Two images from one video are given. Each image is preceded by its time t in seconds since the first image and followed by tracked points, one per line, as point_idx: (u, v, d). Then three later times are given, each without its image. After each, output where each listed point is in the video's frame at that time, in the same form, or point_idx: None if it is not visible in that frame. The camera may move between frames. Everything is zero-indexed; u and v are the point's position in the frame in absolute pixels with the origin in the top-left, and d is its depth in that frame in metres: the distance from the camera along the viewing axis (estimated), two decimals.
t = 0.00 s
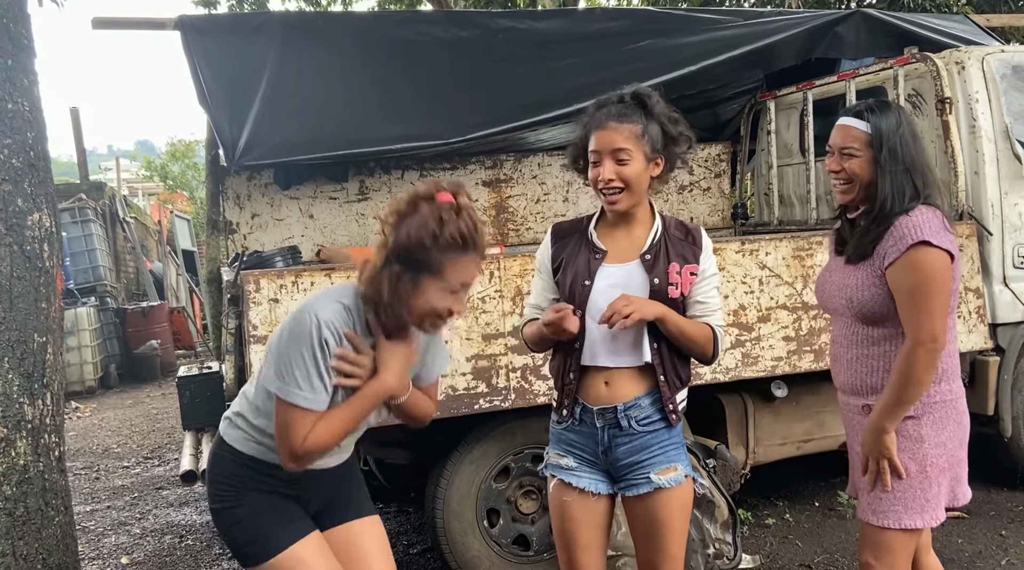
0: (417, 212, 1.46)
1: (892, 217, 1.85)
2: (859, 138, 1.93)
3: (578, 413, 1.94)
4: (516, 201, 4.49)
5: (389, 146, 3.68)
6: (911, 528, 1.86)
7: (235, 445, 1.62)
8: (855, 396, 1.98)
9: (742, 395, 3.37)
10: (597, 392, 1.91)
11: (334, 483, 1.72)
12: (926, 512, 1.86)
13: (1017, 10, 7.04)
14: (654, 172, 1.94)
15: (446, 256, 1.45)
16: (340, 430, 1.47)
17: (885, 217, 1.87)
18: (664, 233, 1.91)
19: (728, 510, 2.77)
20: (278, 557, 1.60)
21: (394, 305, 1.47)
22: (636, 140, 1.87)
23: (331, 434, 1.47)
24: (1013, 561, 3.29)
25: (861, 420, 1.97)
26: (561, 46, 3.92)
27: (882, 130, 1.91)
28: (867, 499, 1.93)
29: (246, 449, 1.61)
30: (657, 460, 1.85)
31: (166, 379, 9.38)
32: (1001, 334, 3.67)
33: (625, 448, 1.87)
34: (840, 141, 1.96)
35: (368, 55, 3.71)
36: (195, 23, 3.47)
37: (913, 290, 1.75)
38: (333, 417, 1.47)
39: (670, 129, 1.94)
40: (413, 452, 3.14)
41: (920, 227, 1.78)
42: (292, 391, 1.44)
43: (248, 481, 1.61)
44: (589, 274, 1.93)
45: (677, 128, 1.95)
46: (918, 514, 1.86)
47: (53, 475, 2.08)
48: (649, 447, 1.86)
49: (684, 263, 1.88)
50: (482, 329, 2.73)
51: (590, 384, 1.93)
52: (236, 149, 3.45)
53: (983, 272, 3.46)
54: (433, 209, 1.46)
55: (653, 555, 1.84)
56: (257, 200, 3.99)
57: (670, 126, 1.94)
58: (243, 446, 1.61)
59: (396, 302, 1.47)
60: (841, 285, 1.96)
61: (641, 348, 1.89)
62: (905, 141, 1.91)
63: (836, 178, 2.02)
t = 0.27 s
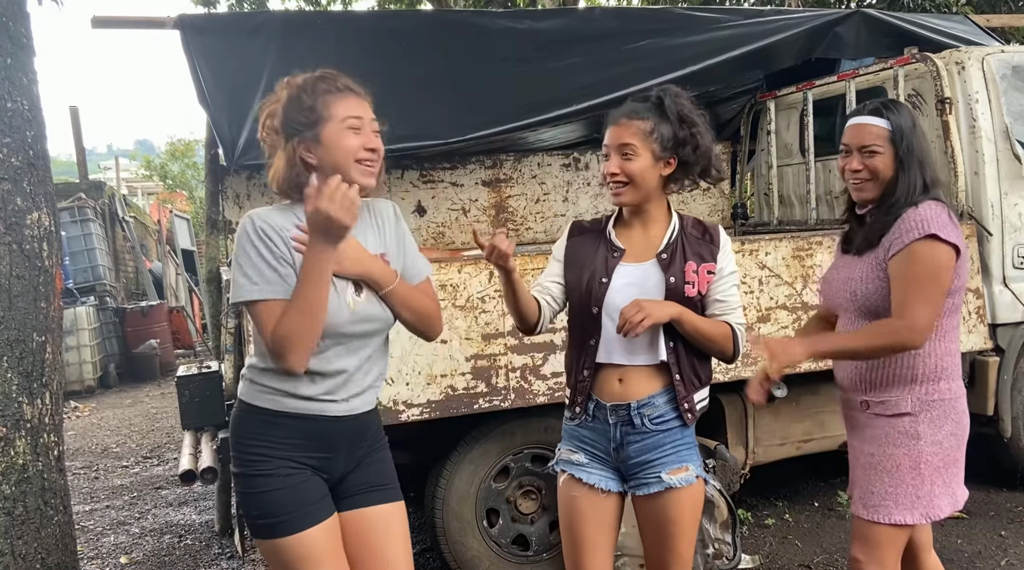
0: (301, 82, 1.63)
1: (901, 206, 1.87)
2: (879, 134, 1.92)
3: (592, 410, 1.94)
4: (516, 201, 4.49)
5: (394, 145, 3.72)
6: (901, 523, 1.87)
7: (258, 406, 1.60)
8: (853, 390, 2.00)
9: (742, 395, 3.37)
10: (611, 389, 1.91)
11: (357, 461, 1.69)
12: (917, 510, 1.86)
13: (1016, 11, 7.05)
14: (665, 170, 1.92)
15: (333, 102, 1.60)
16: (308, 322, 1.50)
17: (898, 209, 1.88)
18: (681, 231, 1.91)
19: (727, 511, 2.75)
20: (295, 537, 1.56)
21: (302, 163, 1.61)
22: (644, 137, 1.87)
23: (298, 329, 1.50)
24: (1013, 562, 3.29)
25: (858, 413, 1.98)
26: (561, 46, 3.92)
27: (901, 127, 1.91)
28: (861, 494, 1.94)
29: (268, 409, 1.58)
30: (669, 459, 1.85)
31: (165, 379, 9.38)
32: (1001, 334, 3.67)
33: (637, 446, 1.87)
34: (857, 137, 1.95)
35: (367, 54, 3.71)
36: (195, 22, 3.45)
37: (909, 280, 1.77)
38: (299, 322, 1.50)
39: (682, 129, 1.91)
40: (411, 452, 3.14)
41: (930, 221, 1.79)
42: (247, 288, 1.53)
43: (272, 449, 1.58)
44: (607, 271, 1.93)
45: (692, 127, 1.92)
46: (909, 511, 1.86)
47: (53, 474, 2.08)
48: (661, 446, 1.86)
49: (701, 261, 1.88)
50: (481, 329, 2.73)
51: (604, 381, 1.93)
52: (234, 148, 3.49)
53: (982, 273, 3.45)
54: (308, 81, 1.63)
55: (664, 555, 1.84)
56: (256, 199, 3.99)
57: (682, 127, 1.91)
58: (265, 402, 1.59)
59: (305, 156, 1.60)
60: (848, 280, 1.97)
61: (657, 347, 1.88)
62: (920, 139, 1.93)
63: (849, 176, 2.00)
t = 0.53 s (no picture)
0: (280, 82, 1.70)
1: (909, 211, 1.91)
2: (889, 133, 1.93)
3: (597, 407, 1.94)
4: (515, 201, 4.49)
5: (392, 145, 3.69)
6: (896, 529, 1.91)
7: (272, 399, 1.62)
8: (845, 395, 2.03)
9: (741, 395, 3.37)
10: (616, 387, 1.92)
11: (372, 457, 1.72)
12: (911, 515, 1.91)
13: (1016, 11, 7.05)
14: (671, 167, 1.91)
15: (317, 101, 1.68)
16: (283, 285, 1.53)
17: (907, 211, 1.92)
18: (689, 231, 1.90)
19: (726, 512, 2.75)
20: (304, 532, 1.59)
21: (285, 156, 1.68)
22: (653, 133, 1.87)
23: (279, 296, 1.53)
24: (1012, 562, 3.29)
25: (849, 419, 2.02)
26: (561, 46, 3.91)
27: (908, 125, 1.94)
28: (855, 498, 1.98)
29: (283, 400, 1.61)
30: (672, 459, 1.85)
31: (164, 378, 9.37)
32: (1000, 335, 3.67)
33: (641, 444, 1.87)
34: (868, 137, 1.95)
35: (367, 54, 3.70)
36: (195, 21, 3.44)
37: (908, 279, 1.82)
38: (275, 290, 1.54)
39: (691, 128, 1.90)
40: (410, 452, 3.13)
41: (931, 224, 1.85)
42: (237, 279, 1.60)
43: (289, 443, 1.60)
44: (613, 270, 1.93)
45: (704, 127, 1.91)
46: (903, 516, 1.91)
47: (51, 474, 2.07)
48: (665, 445, 1.86)
49: (707, 262, 1.88)
50: (480, 329, 2.73)
51: (609, 378, 1.93)
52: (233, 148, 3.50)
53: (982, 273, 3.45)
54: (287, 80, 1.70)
55: (666, 554, 1.84)
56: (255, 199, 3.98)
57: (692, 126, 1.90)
58: (281, 394, 1.62)
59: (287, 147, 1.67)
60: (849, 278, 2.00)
61: (660, 347, 1.88)
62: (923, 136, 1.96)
63: (858, 176, 2.00)
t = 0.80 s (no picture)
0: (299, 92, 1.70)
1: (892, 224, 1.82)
2: (878, 139, 1.86)
3: (596, 408, 1.95)
4: (515, 201, 4.49)
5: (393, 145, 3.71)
6: (865, 540, 1.84)
7: (295, 400, 1.64)
8: (816, 405, 1.96)
9: (740, 396, 3.37)
10: (614, 388, 1.92)
11: (388, 450, 1.77)
12: (880, 525, 1.83)
13: (1015, 11, 7.06)
14: (672, 168, 1.90)
15: (338, 112, 1.69)
16: (322, 293, 1.56)
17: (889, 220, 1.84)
18: (690, 232, 1.90)
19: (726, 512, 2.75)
20: (334, 528, 1.61)
21: (303, 164, 1.68)
22: (655, 133, 1.88)
23: (313, 302, 1.54)
24: (1010, 562, 3.29)
25: (819, 429, 1.94)
26: (560, 45, 3.91)
27: (898, 133, 1.86)
28: (823, 509, 1.91)
29: (305, 401, 1.64)
30: (670, 459, 1.85)
31: (163, 378, 9.37)
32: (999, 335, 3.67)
33: (639, 445, 1.87)
34: (855, 142, 1.89)
35: (365, 53, 3.70)
36: (195, 21, 3.44)
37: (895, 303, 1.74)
38: (311, 296, 1.55)
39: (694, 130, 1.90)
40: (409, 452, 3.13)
41: (919, 242, 1.77)
42: (263, 277, 1.57)
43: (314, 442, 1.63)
44: (611, 271, 1.93)
45: (707, 129, 1.91)
46: (873, 527, 1.83)
47: (50, 474, 2.07)
48: (663, 445, 1.86)
49: (708, 265, 1.88)
50: (479, 329, 2.73)
51: (608, 378, 1.93)
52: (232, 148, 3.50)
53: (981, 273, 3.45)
54: (307, 91, 1.70)
55: (663, 555, 1.84)
56: (255, 199, 3.98)
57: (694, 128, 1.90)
58: (303, 394, 1.64)
59: (305, 155, 1.67)
60: (826, 287, 1.93)
61: (657, 348, 1.88)
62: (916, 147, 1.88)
63: (842, 181, 1.93)
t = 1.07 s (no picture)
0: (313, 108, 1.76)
1: (872, 225, 1.79)
2: (853, 136, 1.81)
3: (598, 408, 1.95)
4: (514, 200, 4.49)
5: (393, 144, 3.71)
6: (853, 549, 1.79)
7: (314, 406, 1.68)
8: (789, 409, 1.93)
9: (740, 396, 3.37)
10: (615, 388, 1.92)
11: (404, 443, 1.80)
12: (868, 532, 1.78)
13: (1016, 10, 7.06)
14: (671, 167, 1.90)
15: (339, 125, 1.72)
16: (347, 309, 1.60)
17: (865, 223, 1.80)
18: (685, 232, 1.90)
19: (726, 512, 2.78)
20: (359, 524, 1.64)
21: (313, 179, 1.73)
22: (653, 132, 1.87)
23: (337, 317, 1.59)
24: (1010, 562, 3.29)
25: (795, 434, 1.91)
26: (560, 45, 3.91)
27: (875, 129, 1.81)
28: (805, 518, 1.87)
29: (323, 404, 1.67)
30: (673, 458, 1.85)
31: (162, 378, 9.36)
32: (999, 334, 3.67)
33: (642, 444, 1.87)
34: (830, 139, 1.84)
35: (365, 53, 3.69)
36: (193, 21, 3.43)
37: (873, 308, 1.70)
38: (337, 310, 1.59)
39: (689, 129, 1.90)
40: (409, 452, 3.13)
41: (902, 244, 1.72)
42: (289, 285, 1.59)
43: (336, 442, 1.67)
44: (607, 271, 1.93)
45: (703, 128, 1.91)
46: (860, 535, 1.79)
47: (49, 474, 2.07)
48: (666, 444, 1.86)
49: (703, 264, 1.88)
50: (479, 329, 2.72)
51: (609, 378, 1.94)
52: (232, 147, 3.49)
53: (981, 273, 3.45)
54: (318, 106, 1.76)
55: (665, 555, 1.84)
56: (254, 199, 3.98)
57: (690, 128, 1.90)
58: (321, 400, 1.68)
59: (316, 170, 1.73)
60: (799, 286, 1.89)
61: (654, 346, 1.88)
62: (893, 144, 1.83)
63: (813, 177, 1.89)
